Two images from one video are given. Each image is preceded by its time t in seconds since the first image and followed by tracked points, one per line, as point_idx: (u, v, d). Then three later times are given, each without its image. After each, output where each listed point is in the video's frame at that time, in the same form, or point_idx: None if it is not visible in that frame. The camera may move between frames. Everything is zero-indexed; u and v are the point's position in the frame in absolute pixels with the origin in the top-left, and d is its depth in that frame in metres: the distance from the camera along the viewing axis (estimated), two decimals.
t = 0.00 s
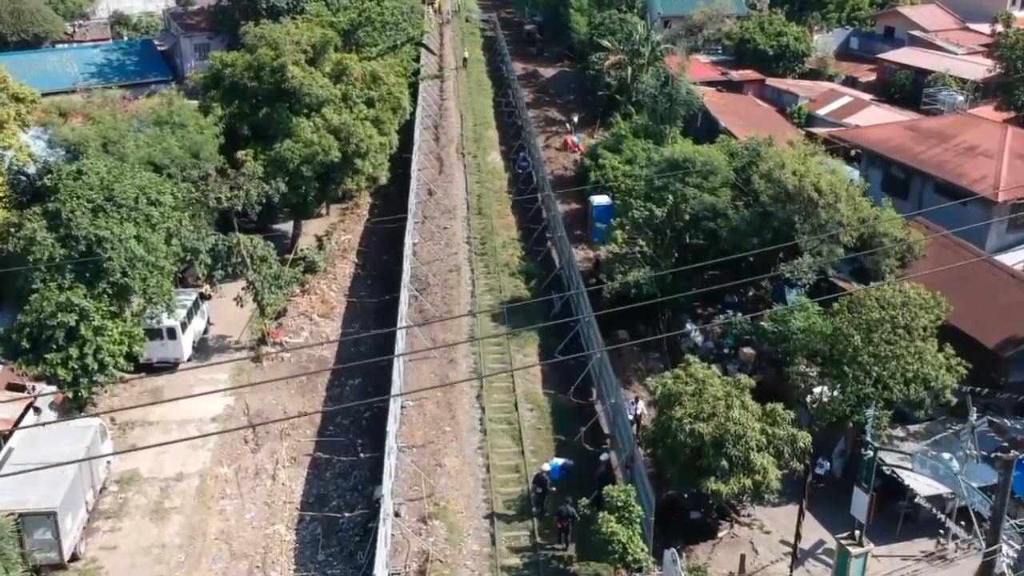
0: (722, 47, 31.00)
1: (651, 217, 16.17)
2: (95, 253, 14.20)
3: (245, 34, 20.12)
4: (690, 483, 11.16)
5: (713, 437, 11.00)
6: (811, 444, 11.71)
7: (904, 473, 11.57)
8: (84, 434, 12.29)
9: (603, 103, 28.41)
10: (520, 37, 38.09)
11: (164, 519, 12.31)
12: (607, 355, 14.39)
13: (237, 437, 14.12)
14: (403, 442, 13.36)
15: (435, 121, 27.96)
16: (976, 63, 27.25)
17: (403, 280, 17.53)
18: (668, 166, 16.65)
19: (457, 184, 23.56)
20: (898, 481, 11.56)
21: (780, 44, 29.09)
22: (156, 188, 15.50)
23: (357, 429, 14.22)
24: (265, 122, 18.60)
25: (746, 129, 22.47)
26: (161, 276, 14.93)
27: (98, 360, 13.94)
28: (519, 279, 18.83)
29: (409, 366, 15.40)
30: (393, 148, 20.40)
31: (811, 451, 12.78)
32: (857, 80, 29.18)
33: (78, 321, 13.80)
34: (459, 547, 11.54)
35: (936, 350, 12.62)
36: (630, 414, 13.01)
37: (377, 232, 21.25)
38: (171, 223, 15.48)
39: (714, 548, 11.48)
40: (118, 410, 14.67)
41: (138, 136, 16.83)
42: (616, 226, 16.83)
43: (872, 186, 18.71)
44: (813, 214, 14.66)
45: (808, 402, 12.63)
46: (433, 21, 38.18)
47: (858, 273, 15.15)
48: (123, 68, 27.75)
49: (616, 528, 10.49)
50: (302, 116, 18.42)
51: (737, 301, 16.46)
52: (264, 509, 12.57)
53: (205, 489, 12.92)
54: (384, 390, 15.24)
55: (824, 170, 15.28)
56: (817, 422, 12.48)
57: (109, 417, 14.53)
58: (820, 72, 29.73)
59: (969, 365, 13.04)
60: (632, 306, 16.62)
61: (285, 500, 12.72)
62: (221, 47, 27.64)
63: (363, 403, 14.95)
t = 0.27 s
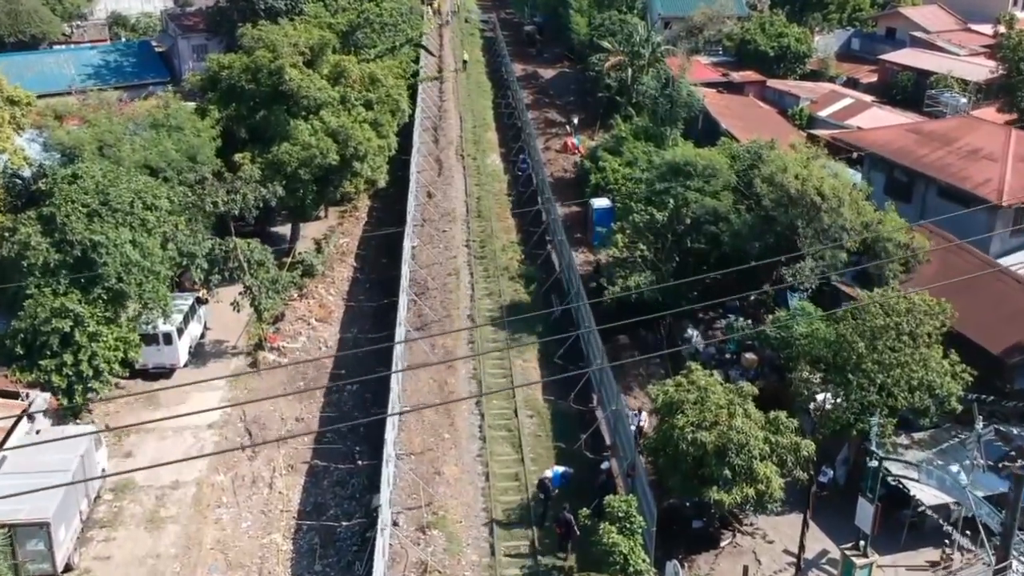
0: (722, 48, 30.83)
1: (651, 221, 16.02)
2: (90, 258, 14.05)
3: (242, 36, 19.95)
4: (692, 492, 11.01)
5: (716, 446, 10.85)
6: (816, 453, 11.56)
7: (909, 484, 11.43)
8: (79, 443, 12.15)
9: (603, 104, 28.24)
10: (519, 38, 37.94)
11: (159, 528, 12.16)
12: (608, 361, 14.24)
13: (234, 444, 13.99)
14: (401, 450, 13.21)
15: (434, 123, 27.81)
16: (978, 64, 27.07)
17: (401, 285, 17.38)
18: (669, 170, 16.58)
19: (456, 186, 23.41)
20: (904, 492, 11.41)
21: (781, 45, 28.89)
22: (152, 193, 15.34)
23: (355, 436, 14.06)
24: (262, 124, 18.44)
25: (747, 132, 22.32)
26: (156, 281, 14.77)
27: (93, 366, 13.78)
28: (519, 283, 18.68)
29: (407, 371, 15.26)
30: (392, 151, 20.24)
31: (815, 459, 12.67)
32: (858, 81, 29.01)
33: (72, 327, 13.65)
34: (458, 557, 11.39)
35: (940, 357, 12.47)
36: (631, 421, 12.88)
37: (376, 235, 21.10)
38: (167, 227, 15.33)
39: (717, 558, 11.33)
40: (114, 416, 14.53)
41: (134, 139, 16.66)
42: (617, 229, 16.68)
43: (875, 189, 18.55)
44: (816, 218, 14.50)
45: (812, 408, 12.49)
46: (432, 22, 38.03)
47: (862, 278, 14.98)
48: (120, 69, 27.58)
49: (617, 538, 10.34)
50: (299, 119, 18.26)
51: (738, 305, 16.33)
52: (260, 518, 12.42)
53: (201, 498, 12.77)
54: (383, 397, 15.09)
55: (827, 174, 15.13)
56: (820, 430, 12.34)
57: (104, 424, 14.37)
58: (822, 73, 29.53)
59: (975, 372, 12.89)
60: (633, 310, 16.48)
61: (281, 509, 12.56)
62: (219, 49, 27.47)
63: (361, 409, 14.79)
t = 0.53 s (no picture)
0: (723, 49, 30.68)
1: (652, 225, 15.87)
2: (85, 263, 13.88)
3: (239, 37, 19.79)
4: (695, 501, 10.86)
5: (719, 455, 10.70)
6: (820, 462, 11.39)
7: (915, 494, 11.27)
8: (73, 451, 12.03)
9: (603, 105, 28.10)
10: (519, 39, 37.78)
11: (155, 538, 12.02)
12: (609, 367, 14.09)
13: (231, 451, 13.86)
14: (400, 457, 13.07)
15: (433, 125, 27.68)
16: (981, 65, 26.90)
17: (400, 289, 17.23)
18: (670, 173, 16.53)
19: (455, 189, 23.26)
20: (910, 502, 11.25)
21: (782, 47, 28.67)
22: (148, 197, 15.14)
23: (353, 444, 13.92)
24: (260, 127, 18.29)
25: (748, 134, 22.17)
26: (152, 286, 14.62)
27: (88, 372, 13.66)
28: (518, 287, 18.54)
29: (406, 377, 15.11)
30: (391, 154, 20.09)
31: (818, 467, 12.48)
32: (860, 82, 28.81)
33: (67, 333, 13.50)
34: (457, 567, 11.25)
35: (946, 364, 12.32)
36: (632, 429, 12.73)
37: (375, 239, 20.96)
38: (163, 232, 15.14)
39: (719, 568, 11.18)
40: (111, 422, 14.40)
41: (130, 142, 16.50)
42: (617, 233, 16.54)
43: (877, 191, 18.40)
44: (819, 222, 14.36)
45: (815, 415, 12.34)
46: (431, 23, 37.89)
47: (865, 282, 14.84)
48: (118, 71, 27.40)
49: (619, 549, 10.19)
50: (298, 121, 18.10)
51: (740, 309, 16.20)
52: (257, 527, 12.27)
53: (197, 506, 12.63)
54: (382, 403, 14.94)
55: (830, 178, 14.97)
56: (824, 438, 12.19)
57: (100, 430, 14.22)
58: (823, 74, 29.28)
59: (981, 379, 12.75)
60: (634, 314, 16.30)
61: (278, 518, 12.41)
62: (217, 50, 27.32)
63: (359, 415, 14.65)
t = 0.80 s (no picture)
0: (724, 53, 30.55)
1: (653, 232, 15.73)
2: (80, 271, 13.71)
3: (237, 42, 19.64)
4: (698, 513, 10.71)
5: (722, 467, 10.54)
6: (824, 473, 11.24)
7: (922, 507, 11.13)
8: (67, 464, 11.92)
9: (603, 110, 27.95)
10: (519, 43, 37.65)
11: (150, 550, 11.86)
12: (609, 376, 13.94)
13: (227, 461, 13.71)
14: (398, 468, 12.92)
15: (433, 129, 27.53)
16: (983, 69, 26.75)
17: (399, 296, 17.08)
18: (671, 179, 16.32)
19: (455, 194, 23.10)
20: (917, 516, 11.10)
21: (783, 51, 28.48)
22: (144, 204, 14.96)
23: (350, 453, 13.76)
24: (258, 133, 18.14)
25: (749, 139, 22.01)
26: (148, 294, 14.46)
27: (82, 382, 13.59)
28: (518, 293, 18.39)
29: (404, 386, 14.95)
30: (389, 159, 19.95)
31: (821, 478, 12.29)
32: (860, 86, 28.60)
33: (62, 342, 13.34)
34: None
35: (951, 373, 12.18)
36: (634, 439, 12.57)
37: (373, 245, 20.81)
38: (159, 239, 14.97)
39: None
40: (106, 432, 14.25)
41: (127, 148, 16.33)
42: (618, 240, 16.38)
43: (880, 197, 18.23)
44: (822, 229, 14.17)
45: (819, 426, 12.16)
46: (431, 26, 37.77)
47: (868, 290, 14.72)
48: (116, 75, 27.23)
49: (621, 563, 10.04)
50: (295, 127, 17.91)
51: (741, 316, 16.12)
52: (253, 539, 12.11)
53: (193, 518, 12.47)
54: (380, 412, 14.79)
55: (833, 184, 14.79)
56: (828, 448, 12.05)
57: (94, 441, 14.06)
58: (823, 78, 28.93)
59: (986, 389, 12.62)
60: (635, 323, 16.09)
61: (275, 530, 12.25)
62: (216, 55, 27.19)
63: (357, 425, 14.49)
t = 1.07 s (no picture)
0: (724, 63, 30.47)
1: (654, 244, 15.58)
2: (74, 284, 13.56)
3: (234, 52, 19.51)
4: (701, 531, 10.53)
5: (725, 485, 10.37)
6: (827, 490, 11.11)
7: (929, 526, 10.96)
8: (59, 479, 11.72)
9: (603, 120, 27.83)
10: (518, 51, 37.60)
11: (144, 568, 11.69)
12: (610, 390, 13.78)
13: (223, 477, 13.54)
14: (396, 483, 12.74)
15: (432, 139, 27.42)
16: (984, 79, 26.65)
17: (397, 308, 16.92)
18: (671, 191, 16.14)
19: (454, 204, 22.96)
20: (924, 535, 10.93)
21: (783, 60, 28.37)
22: (139, 216, 14.82)
23: (347, 469, 13.59)
24: (255, 143, 18.00)
25: (750, 150, 21.87)
26: (143, 307, 14.31)
27: (76, 397, 13.44)
28: (518, 305, 18.23)
29: (403, 400, 14.78)
30: (388, 169, 19.83)
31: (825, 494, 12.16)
32: (861, 95, 28.48)
33: (56, 357, 13.19)
34: None
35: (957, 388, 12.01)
36: (635, 455, 12.39)
37: (372, 256, 20.66)
38: (155, 252, 14.84)
39: None
40: (101, 446, 14.09)
41: (123, 159, 16.18)
42: (618, 252, 16.23)
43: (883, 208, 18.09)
44: (825, 242, 14.01)
45: (822, 440, 12.09)
46: (430, 36, 37.76)
47: (871, 303, 14.58)
48: (114, 84, 27.14)
49: None
50: (293, 137, 17.79)
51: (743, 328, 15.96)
52: (249, 556, 11.93)
53: (187, 534, 12.30)
54: (378, 426, 14.62)
55: (836, 196, 14.63)
56: (832, 465, 11.88)
57: (88, 457, 13.85)
58: (824, 87, 28.93)
59: (993, 404, 12.47)
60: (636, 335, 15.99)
61: (271, 547, 12.07)
62: (214, 64, 27.09)
63: (355, 439, 14.33)
